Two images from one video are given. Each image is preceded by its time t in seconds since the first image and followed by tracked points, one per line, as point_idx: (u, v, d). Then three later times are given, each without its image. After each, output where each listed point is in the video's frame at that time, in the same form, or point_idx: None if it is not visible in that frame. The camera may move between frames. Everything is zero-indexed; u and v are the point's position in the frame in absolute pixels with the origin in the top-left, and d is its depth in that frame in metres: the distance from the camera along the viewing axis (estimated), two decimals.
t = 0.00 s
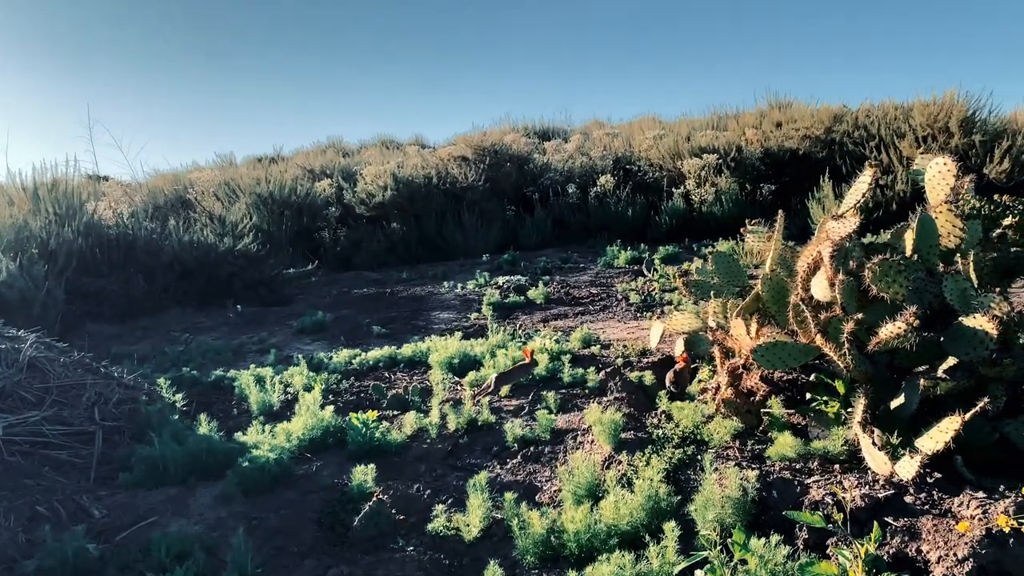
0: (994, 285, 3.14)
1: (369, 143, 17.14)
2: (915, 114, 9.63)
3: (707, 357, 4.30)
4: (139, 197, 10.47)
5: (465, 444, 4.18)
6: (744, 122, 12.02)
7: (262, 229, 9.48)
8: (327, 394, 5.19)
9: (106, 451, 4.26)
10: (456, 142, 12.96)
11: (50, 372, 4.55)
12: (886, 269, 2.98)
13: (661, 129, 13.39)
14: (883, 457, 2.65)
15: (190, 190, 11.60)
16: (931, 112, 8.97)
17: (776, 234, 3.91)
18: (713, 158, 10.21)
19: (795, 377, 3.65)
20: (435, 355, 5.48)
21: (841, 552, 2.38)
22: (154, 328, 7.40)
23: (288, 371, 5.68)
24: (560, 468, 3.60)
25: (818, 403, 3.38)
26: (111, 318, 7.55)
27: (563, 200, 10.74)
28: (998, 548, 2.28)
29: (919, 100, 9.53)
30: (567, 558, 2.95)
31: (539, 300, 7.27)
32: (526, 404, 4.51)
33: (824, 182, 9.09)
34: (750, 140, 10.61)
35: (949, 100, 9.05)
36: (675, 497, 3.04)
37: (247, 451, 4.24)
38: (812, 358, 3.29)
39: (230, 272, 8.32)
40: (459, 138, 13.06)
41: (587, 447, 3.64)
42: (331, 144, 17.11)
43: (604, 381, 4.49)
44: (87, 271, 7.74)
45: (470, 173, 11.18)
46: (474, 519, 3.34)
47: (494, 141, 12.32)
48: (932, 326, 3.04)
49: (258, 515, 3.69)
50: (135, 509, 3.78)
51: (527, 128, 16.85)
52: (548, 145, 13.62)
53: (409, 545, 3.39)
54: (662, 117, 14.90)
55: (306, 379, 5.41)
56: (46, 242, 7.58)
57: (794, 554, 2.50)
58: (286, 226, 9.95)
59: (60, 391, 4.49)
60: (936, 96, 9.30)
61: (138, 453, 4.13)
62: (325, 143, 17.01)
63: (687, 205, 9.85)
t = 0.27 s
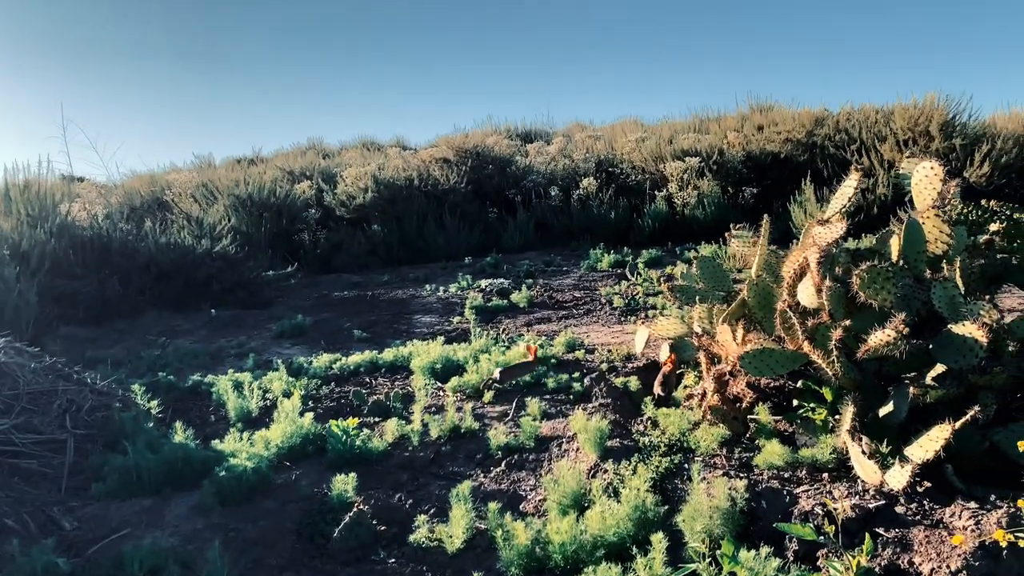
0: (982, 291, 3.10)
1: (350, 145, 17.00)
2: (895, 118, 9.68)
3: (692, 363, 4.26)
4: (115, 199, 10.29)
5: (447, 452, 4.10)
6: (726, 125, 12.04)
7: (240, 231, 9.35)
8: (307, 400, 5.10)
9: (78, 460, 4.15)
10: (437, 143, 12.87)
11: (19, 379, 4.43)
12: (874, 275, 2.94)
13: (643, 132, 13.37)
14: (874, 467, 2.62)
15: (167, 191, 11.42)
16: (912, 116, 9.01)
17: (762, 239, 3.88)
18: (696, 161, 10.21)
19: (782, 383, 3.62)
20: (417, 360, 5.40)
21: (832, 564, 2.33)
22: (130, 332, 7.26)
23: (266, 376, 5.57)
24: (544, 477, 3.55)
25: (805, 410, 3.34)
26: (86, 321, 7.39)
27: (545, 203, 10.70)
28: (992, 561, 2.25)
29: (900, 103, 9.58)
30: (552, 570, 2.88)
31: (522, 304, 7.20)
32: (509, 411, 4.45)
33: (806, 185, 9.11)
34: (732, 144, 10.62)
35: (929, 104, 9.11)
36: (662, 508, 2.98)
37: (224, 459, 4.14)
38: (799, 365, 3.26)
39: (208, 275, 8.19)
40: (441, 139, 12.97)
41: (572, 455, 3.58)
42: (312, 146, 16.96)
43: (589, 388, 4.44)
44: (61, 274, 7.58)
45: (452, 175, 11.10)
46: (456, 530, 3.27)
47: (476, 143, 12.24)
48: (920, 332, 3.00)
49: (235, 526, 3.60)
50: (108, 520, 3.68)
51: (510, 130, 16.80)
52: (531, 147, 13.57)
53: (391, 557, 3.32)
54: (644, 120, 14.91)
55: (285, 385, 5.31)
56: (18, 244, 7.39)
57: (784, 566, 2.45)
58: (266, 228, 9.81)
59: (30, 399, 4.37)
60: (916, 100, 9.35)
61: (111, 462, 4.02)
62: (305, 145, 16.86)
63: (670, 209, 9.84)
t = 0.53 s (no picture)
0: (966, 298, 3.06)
1: (326, 145, 16.83)
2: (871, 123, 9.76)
3: (674, 370, 4.21)
4: (85, 200, 10.07)
5: (425, 461, 4.02)
6: (703, 129, 12.06)
7: (214, 233, 9.18)
8: (281, 407, 4.99)
9: (42, 471, 4.01)
10: (415, 145, 12.76)
11: None
12: (858, 282, 2.89)
13: (621, 135, 13.37)
14: (861, 478, 2.59)
15: (139, 192, 11.20)
16: (888, 121, 9.07)
17: (744, 244, 3.84)
18: (674, 164, 10.22)
19: (765, 391, 3.57)
20: (394, 366, 5.31)
21: None
22: (99, 336, 7.09)
23: (239, 383, 5.45)
24: (525, 488, 3.49)
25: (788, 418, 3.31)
26: (54, 326, 7.21)
27: (524, 205, 10.64)
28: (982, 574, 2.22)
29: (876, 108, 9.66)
30: None
31: (501, 308, 7.13)
32: (488, 418, 4.39)
33: (784, 190, 9.14)
34: (710, 147, 10.63)
35: (905, 110, 9.17)
36: (645, 520, 2.92)
37: (194, 470, 4.02)
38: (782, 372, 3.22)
39: (180, 279, 8.02)
40: (419, 141, 12.87)
41: (553, 465, 3.51)
42: (287, 146, 16.76)
43: (570, 395, 4.38)
44: (27, 277, 7.37)
45: (429, 178, 11.00)
46: (434, 544, 3.18)
47: (454, 144, 12.15)
48: (904, 340, 2.96)
49: (206, 539, 3.49)
50: (73, 535, 3.55)
51: (488, 132, 16.73)
52: (509, 150, 13.51)
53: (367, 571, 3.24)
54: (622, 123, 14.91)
55: (259, 392, 5.19)
56: None
57: None
58: (240, 230, 9.65)
59: None
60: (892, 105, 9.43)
61: (77, 474, 3.89)
62: (281, 145, 16.66)
63: (648, 212, 9.83)
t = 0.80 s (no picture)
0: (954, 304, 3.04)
1: (307, 146, 16.67)
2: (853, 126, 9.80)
3: (660, 375, 4.17)
4: (61, 200, 9.88)
5: (407, 468, 3.95)
6: (687, 131, 12.07)
7: (193, 235, 9.04)
8: (261, 413, 4.89)
9: (13, 481, 3.90)
10: (397, 145, 12.66)
11: None
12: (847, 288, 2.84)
13: (605, 137, 13.35)
14: (850, 486, 2.54)
15: (116, 192, 11.02)
16: (870, 124, 9.10)
17: (730, 248, 3.80)
18: (658, 166, 10.21)
19: (752, 398, 3.54)
20: (376, 370, 5.23)
21: None
22: (75, 340, 6.94)
23: (218, 388, 5.34)
24: (510, 496, 3.43)
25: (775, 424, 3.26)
26: (28, 329, 7.05)
27: (507, 207, 10.59)
28: None
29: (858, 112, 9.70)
30: None
31: (484, 311, 7.07)
32: (472, 424, 4.32)
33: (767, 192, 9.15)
34: (693, 150, 10.62)
35: (887, 113, 9.22)
36: (632, 530, 2.86)
37: (171, 479, 3.92)
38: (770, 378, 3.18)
39: (159, 281, 7.88)
40: (401, 142, 12.77)
41: (538, 473, 3.45)
42: (268, 147, 16.60)
43: (555, 400, 4.32)
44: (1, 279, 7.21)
45: (412, 179, 10.91)
46: (418, 554, 3.11)
47: (437, 145, 12.07)
48: (893, 346, 2.93)
49: (183, 550, 3.40)
50: (45, 546, 3.45)
51: (471, 133, 16.65)
52: (492, 151, 13.45)
53: None
54: (605, 125, 14.89)
55: (238, 397, 5.09)
56: None
57: None
58: (220, 231, 9.51)
59: None
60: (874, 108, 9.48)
61: (49, 484, 3.78)
62: (261, 145, 16.49)
63: (632, 214, 9.80)
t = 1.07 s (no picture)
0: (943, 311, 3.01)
1: (289, 147, 16.52)
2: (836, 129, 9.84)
3: (646, 381, 4.14)
4: (36, 201, 9.69)
5: (390, 477, 3.87)
6: (670, 134, 12.06)
7: (172, 236, 8.89)
8: (240, 420, 4.80)
9: None
10: (380, 147, 12.56)
11: None
12: (837, 294, 2.79)
13: (589, 139, 13.32)
14: (841, 497, 2.53)
15: (93, 193, 10.83)
16: (854, 128, 9.13)
17: (717, 253, 3.76)
18: (642, 169, 10.19)
19: (740, 405, 3.52)
20: (358, 376, 5.15)
21: None
22: (49, 344, 6.79)
23: (196, 394, 5.23)
24: (495, 506, 3.37)
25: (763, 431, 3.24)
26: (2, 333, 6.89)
27: (491, 209, 10.52)
28: None
29: (841, 115, 9.74)
30: None
31: (468, 314, 7.00)
32: (456, 431, 4.26)
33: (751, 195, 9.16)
34: (677, 152, 10.61)
35: (870, 116, 9.25)
36: (620, 542, 2.80)
37: (146, 488, 3.81)
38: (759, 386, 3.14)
39: (137, 283, 7.73)
40: (384, 143, 12.67)
41: (524, 482, 3.39)
42: (250, 147, 16.42)
43: (540, 407, 4.27)
44: None
45: (395, 180, 10.81)
46: (401, 565, 3.03)
47: (420, 147, 11.98)
48: (883, 353, 2.90)
49: (159, 562, 3.31)
50: (15, 559, 3.34)
51: (454, 135, 16.57)
52: (476, 153, 13.38)
53: None
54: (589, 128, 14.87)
55: (217, 403, 4.99)
56: None
57: None
58: (200, 233, 9.36)
59: None
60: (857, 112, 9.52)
61: (20, 493, 3.67)
62: (243, 146, 16.32)
63: (617, 217, 9.77)
